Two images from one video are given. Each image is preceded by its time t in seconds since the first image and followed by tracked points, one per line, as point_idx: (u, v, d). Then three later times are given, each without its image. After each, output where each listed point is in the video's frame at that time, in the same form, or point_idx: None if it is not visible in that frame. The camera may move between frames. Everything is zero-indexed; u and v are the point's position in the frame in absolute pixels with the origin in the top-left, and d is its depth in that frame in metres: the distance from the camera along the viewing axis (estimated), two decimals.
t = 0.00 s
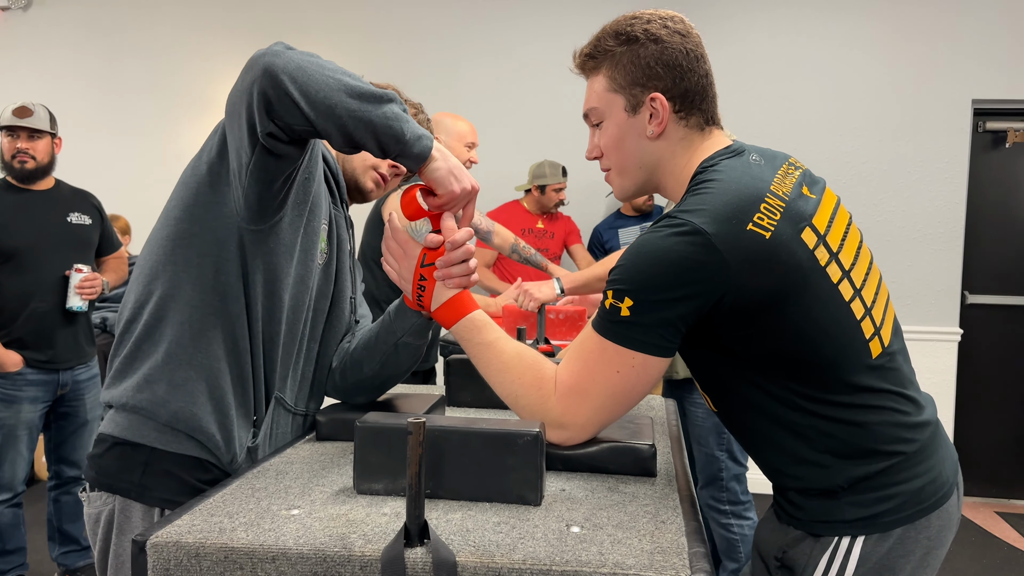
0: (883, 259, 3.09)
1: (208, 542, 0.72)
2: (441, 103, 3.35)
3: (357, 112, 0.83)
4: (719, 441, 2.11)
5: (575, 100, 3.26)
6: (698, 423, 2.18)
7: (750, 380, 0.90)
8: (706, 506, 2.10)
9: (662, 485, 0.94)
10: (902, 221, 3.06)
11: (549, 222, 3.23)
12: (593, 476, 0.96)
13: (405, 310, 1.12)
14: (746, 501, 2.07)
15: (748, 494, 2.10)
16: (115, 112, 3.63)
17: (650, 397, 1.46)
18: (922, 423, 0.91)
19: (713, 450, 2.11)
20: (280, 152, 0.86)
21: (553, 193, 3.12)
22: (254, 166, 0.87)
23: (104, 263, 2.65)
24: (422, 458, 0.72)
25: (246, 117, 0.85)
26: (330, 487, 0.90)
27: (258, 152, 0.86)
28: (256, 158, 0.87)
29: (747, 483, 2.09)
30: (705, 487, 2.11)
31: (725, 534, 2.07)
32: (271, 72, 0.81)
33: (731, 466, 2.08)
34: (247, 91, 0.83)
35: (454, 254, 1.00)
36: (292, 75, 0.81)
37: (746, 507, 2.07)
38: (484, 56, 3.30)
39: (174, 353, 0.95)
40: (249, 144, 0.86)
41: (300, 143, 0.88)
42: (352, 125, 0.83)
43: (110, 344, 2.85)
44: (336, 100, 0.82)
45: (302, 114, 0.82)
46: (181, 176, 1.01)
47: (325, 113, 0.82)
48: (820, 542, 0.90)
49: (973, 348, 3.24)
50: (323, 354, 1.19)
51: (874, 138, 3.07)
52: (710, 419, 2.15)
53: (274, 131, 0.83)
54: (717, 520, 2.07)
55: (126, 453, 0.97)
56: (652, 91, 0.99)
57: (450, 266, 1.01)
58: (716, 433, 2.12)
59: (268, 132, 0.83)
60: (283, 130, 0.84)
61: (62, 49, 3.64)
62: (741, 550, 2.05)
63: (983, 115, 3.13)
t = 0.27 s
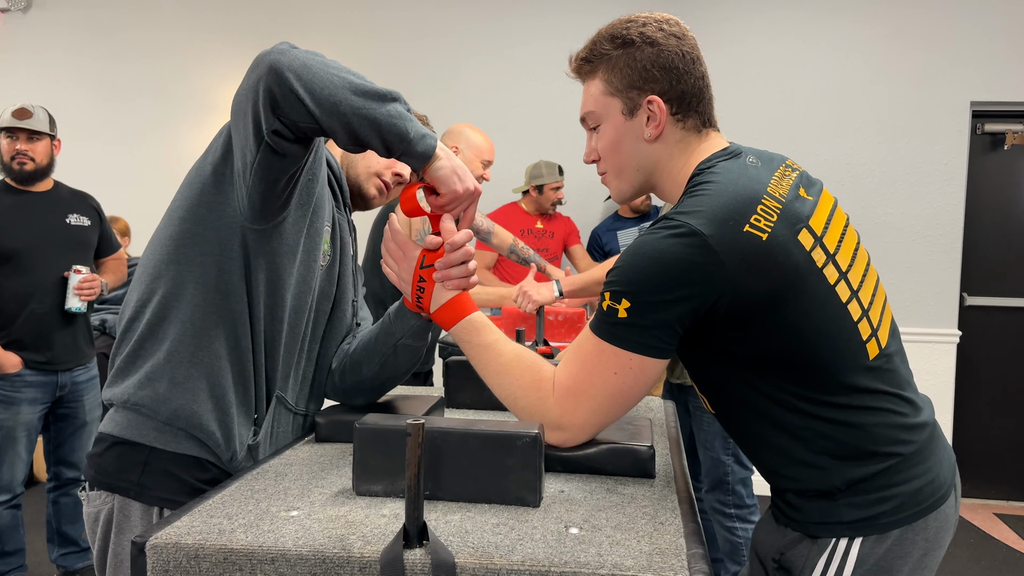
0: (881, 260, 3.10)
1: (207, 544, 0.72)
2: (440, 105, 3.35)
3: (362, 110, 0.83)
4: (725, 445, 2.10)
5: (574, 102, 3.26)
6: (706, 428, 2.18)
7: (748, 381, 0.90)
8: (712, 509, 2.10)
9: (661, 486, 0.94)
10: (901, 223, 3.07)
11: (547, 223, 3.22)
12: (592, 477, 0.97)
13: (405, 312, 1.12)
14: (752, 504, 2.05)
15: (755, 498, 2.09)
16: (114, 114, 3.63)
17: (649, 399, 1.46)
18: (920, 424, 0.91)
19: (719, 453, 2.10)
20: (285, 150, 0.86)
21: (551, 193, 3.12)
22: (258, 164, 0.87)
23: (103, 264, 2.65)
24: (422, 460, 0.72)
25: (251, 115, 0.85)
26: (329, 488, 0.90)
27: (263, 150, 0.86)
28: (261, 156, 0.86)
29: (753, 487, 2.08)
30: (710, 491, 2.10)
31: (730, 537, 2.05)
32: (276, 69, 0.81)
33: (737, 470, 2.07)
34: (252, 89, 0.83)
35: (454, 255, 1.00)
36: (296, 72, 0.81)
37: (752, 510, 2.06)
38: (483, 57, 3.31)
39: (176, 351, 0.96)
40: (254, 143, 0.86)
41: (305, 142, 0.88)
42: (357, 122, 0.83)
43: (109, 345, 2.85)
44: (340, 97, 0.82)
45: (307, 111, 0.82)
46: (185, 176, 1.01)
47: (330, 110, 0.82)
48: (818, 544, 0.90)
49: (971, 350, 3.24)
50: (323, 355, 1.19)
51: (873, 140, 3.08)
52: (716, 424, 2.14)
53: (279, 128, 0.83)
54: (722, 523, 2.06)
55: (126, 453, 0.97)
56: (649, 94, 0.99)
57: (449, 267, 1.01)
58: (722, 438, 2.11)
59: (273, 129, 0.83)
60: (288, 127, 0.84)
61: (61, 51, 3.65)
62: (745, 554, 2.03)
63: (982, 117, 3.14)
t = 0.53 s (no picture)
0: (881, 262, 3.11)
1: (209, 543, 0.73)
2: (440, 106, 3.36)
3: (363, 111, 0.83)
4: (722, 446, 2.10)
5: (574, 104, 3.27)
6: (702, 428, 2.18)
7: (749, 382, 0.91)
8: (710, 510, 2.11)
9: (660, 486, 0.94)
10: (900, 224, 3.07)
11: (545, 223, 3.22)
12: (592, 477, 0.97)
13: (405, 313, 1.13)
14: (750, 504, 2.06)
15: (752, 498, 2.10)
16: (114, 116, 3.63)
17: (648, 400, 1.47)
18: (921, 426, 0.91)
19: (717, 454, 2.10)
20: (288, 152, 0.86)
21: (545, 192, 3.12)
22: (260, 167, 0.87)
23: (103, 265, 2.65)
24: (423, 460, 0.72)
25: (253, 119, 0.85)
26: (330, 488, 0.90)
27: (264, 153, 0.86)
28: (262, 159, 0.87)
29: (751, 487, 2.09)
30: (708, 492, 2.10)
31: (728, 538, 2.06)
32: (278, 73, 0.81)
33: (734, 471, 2.07)
34: (253, 94, 0.84)
35: (455, 257, 1.00)
36: (298, 75, 0.82)
37: (750, 511, 2.07)
38: (483, 59, 3.31)
39: (177, 351, 0.96)
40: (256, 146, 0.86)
41: (307, 145, 0.88)
42: (359, 124, 0.83)
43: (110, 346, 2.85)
44: (342, 99, 0.83)
45: (309, 114, 0.83)
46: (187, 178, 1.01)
47: (332, 112, 0.82)
48: (818, 545, 0.90)
49: (971, 351, 3.24)
50: (322, 356, 1.19)
51: (872, 142, 3.08)
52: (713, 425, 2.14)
53: (281, 131, 0.84)
54: (721, 524, 2.07)
55: (126, 452, 0.97)
56: (649, 97, 0.99)
57: (449, 268, 1.01)
58: (719, 438, 2.11)
59: (275, 133, 0.84)
60: (290, 130, 0.84)
61: (61, 52, 3.65)
62: (743, 555, 2.04)
63: (981, 119, 3.15)
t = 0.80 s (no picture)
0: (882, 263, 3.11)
1: (211, 544, 0.73)
2: (440, 107, 3.36)
3: (369, 107, 0.83)
4: (719, 442, 2.11)
5: (574, 104, 3.27)
6: (697, 425, 2.17)
7: (763, 386, 0.89)
8: (706, 508, 2.10)
9: (662, 488, 0.94)
10: (900, 225, 3.08)
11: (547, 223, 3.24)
12: (594, 478, 0.97)
13: (407, 313, 1.13)
14: (746, 502, 2.07)
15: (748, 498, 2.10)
16: (114, 117, 3.63)
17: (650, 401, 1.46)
18: (942, 431, 0.88)
19: (712, 451, 2.12)
20: (292, 149, 0.86)
21: (550, 194, 3.13)
22: (264, 165, 0.87)
23: (102, 266, 2.65)
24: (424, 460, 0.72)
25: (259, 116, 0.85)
26: (331, 489, 0.90)
27: (270, 150, 0.86)
28: (267, 156, 0.86)
29: (747, 485, 2.09)
30: (705, 489, 2.10)
31: (725, 536, 2.05)
32: (286, 68, 0.81)
33: (731, 468, 2.09)
34: (260, 90, 0.84)
35: (455, 258, 1.00)
36: (304, 69, 0.82)
37: (746, 509, 2.07)
38: (483, 60, 3.31)
39: (179, 351, 0.96)
40: (262, 144, 0.86)
41: (312, 142, 0.88)
42: (365, 120, 0.83)
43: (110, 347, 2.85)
44: (348, 95, 0.83)
45: (315, 108, 0.82)
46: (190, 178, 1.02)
47: (338, 108, 0.82)
48: (832, 550, 0.89)
49: (972, 352, 3.24)
50: (323, 357, 1.20)
51: (872, 143, 3.08)
52: (711, 421, 2.13)
53: (287, 126, 0.83)
54: (717, 521, 2.06)
55: (127, 453, 0.97)
56: (658, 101, 0.99)
57: (450, 270, 1.01)
58: (716, 435, 2.12)
59: (281, 129, 0.83)
60: (296, 126, 0.84)
61: (61, 53, 3.65)
62: (742, 554, 2.02)
63: (981, 120, 3.15)
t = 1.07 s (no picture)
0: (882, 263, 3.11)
1: (212, 544, 0.73)
2: (441, 108, 3.36)
3: (361, 94, 0.85)
4: (728, 437, 2.08)
5: (574, 105, 3.27)
6: (707, 419, 2.12)
7: (763, 387, 0.89)
8: (711, 502, 2.10)
9: (663, 488, 0.94)
10: (901, 225, 3.08)
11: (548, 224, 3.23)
12: (594, 479, 0.97)
13: (410, 314, 1.13)
14: (751, 500, 2.06)
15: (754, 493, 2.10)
16: (115, 117, 3.64)
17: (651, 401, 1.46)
18: (946, 434, 0.87)
19: (721, 445, 2.09)
20: (289, 146, 0.86)
21: (553, 197, 3.14)
22: (263, 164, 0.87)
23: (103, 267, 2.66)
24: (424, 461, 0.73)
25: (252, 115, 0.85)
26: (332, 490, 0.90)
27: (265, 149, 0.86)
28: (263, 154, 0.86)
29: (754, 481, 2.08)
30: (711, 484, 2.09)
31: (729, 532, 2.07)
32: (275, 64, 0.82)
33: (740, 464, 2.07)
34: (251, 89, 0.84)
35: (459, 257, 1.01)
36: (293, 64, 0.82)
37: (750, 506, 2.07)
38: (484, 60, 3.32)
39: (181, 351, 0.96)
40: (257, 143, 0.86)
41: (307, 138, 0.88)
42: (358, 107, 0.84)
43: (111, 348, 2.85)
44: (339, 84, 0.84)
45: (308, 101, 0.83)
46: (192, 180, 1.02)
47: (331, 98, 0.83)
48: (825, 548, 0.88)
49: (972, 352, 3.24)
50: (324, 358, 1.20)
51: (872, 143, 3.08)
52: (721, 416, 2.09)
53: (281, 123, 0.84)
54: (722, 517, 2.07)
55: (129, 454, 0.97)
56: (662, 99, 0.99)
57: (454, 269, 1.02)
58: (726, 430, 2.08)
59: (276, 126, 0.84)
60: (290, 123, 0.84)
61: (62, 54, 3.66)
62: (744, 551, 2.04)
63: (981, 120, 3.15)
